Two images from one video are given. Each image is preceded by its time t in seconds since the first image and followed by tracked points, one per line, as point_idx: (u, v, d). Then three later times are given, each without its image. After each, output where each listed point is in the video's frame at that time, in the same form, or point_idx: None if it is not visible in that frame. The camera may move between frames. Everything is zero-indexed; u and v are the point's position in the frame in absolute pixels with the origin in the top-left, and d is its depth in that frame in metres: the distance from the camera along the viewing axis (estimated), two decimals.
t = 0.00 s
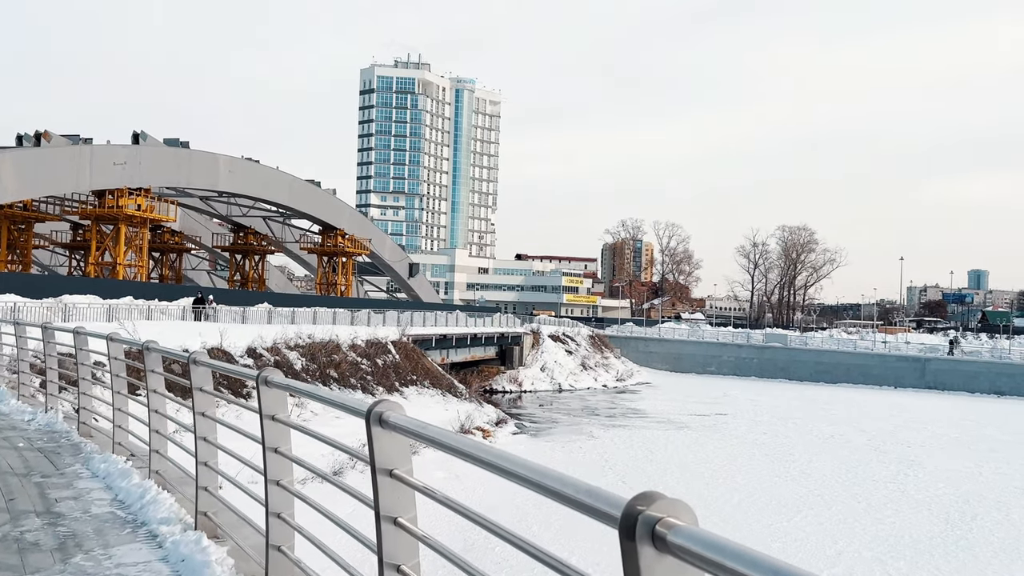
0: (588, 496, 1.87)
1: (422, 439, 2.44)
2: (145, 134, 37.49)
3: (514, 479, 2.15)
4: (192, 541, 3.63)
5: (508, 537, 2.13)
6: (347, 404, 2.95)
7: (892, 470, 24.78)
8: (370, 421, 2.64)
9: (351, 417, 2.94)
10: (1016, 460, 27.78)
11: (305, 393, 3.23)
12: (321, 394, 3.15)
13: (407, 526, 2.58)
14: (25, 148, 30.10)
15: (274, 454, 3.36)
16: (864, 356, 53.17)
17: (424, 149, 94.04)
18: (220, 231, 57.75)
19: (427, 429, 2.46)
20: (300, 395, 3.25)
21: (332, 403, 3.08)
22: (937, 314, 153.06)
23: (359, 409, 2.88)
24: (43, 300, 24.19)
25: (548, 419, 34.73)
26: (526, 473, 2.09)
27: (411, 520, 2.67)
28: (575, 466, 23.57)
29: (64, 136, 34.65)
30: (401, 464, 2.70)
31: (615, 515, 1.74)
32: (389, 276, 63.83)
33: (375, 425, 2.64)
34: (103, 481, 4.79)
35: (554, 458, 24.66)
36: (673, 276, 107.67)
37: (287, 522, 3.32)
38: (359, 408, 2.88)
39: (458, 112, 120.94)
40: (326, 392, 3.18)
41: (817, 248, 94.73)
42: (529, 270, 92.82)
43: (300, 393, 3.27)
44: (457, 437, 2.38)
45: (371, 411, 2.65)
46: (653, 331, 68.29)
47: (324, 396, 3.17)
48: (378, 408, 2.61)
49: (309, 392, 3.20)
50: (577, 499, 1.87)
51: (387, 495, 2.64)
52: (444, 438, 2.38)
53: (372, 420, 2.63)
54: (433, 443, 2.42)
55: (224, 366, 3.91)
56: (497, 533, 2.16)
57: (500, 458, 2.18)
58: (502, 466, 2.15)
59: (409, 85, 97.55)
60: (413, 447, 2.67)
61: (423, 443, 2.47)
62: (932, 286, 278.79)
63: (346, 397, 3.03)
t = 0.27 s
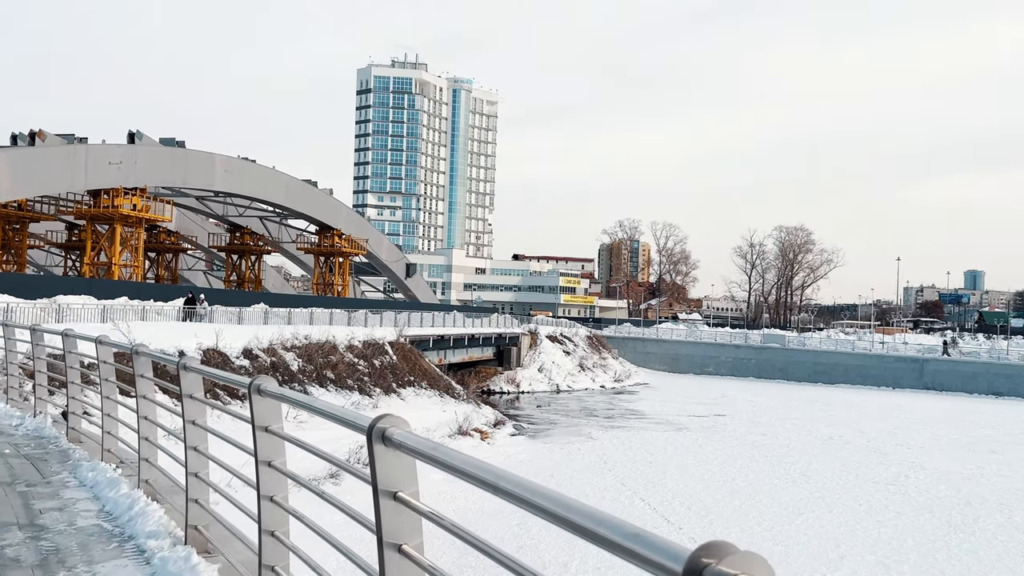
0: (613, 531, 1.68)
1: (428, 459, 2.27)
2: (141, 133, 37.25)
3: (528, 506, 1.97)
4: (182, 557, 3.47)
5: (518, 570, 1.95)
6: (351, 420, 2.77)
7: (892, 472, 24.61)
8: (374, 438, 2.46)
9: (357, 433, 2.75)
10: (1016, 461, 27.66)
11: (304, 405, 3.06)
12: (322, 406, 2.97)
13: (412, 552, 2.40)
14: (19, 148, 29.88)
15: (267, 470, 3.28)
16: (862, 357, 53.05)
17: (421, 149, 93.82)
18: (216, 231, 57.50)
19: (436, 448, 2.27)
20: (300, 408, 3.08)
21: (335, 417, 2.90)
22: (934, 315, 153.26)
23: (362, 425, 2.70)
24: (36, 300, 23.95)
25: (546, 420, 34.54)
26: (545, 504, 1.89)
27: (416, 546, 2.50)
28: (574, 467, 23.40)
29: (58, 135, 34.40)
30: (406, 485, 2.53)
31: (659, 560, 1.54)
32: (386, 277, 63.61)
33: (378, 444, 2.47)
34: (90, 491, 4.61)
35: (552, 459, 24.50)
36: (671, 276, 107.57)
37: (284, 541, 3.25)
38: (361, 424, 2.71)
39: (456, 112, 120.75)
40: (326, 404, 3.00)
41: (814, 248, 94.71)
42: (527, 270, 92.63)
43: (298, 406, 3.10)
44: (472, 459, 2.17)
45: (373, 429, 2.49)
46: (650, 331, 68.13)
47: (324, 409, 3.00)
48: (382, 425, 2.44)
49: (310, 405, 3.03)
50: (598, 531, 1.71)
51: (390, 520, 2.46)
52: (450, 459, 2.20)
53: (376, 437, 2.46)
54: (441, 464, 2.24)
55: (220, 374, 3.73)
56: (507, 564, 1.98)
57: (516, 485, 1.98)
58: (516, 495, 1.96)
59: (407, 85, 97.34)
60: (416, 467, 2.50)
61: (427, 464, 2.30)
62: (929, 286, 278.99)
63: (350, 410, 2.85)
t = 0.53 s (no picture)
0: (638, 553, 1.49)
1: (429, 470, 2.06)
2: (136, 132, 37.06)
3: (538, 525, 1.77)
4: (168, 569, 3.28)
5: None
6: (347, 426, 2.56)
7: (894, 472, 24.43)
8: (372, 447, 2.25)
9: (354, 440, 2.54)
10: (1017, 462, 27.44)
11: (298, 408, 2.86)
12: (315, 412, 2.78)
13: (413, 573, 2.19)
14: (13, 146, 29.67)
15: (256, 477, 3.14)
16: (860, 357, 52.92)
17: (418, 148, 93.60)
18: (212, 230, 57.26)
19: (434, 455, 2.07)
20: (292, 411, 2.89)
21: (331, 422, 2.71)
22: (931, 315, 153.50)
23: (359, 431, 2.50)
24: (30, 300, 23.75)
25: (544, 420, 34.37)
26: (553, 513, 1.69)
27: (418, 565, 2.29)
28: (572, 468, 23.25)
29: (53, 133, 34.19)
30: (410, 499, 2.35)
31: None
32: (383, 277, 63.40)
33: (374, 450, 2.26)
34: (74, 496, 4.41)
35: (550, 460, 24.34)
36: (668, 276, 107.42)
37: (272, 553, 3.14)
38: (358, 428, 2.50)
39: (453, 112, 120.64)
40: (322, 409, 2.79)
41: (811, 248, 94.61)
42: (524, 270, 92.47)
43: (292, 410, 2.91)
44: (482, 469, 1.95)
45: (373, 433, 2.28)
46: (648, 331, 67.95)
47: (318, 414, 2.80)
48: (382, 431, 2.24)
49: (306, 409, 2.84)
50: (628, 553, 1.50)
51: (389, 534, 2.25)
52: (455, 469, 1.98)
53: (375, 445, 2.25)
54: (447, 475, 2.01)
55: (209, 376, 3.53)
56: None
57: (521, 492, 1.79)
58: (523, 504, 1.76)
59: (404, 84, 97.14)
60: (417, 476, 2.31)
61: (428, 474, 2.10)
62: (926, 287, 279.06)
63: (345, 417, 2.65)
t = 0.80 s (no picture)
0: None
1: (451, 509, 1.78)
2: (132, 131, 36.81)
3: None
4: None
5: None
6: (354, 450, 2.32)
7: (895, 475, 24.26)
8: (382, 476, 1.94)
9: (362, 465, 2.30)
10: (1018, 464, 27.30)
11: (300, 426, 2.64)
12: (318, 430, 2.54)
13: None
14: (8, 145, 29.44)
15: (251, 497, 3.01)
16: (858, 358, 52.78)
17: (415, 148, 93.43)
18: (209, 230, 57.03)
19: (456, 487, 1.80)
20: (295, 429, 2.67)
21: (337, 444, 2.44)
22: (928, 315, 153.61)
23: (367, 454, 2.25)
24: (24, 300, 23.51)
25: (543, 422, 34.22)
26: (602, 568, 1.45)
27: None
28: (571, 470, 23.10)
29: (47, 133, 33.92)
30: (426, 537, 2.03)
31: None
32: (380, 277, 63.18)
33: (386, 482, 1.94)
34: (62, 509, 4.23)
35: (549, 462, 24.17)
36: (665, 277, 107.39)
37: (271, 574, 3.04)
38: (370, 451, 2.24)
39: (450, 112, 120.43)
40: (327, 427, 2.54)
41: (809, 248, 94.53)
42: (521, 270, 92.32)
43: (294, 428, 2.68)
44: (515, 513, 1.66)
45: (383, 460, 1.96)
46: (646, 331, 67.77)
47: (321, 433, 2.56)
48: (395, 460, 1.93)
49: (309, 426, 2.59)
50: None
51: None
52: (485, 512, 1.69)
53: (385, 476, 1.94)
54: (474, 518, 1.72)
55: (203, 386, 3.33)
56: None
57: (555, 540, 1.55)
58: (562, 556, 1.51)
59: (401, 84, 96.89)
60: (437, 512, 2.01)
61: (448, 513, 1.81)
62: (922, 287, 279.47)
63: (350, 437, 2.40)
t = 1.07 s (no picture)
0: None
1: (499, 527, 1.63)
2: (130, 130, 36.60)
3: None
4: None
5: None
6: (361, 451, 2.13)
7: (897, 475, 24.12)
8: (414, 490, 1.82)
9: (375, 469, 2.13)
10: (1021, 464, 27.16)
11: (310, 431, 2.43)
12: (325, 434, 2.35)
13: None
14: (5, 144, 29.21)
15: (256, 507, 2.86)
16: (858, 358, 52.64)
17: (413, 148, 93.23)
18: (207, 230, 56.79)
19: (511, 507, 1.65)
20: (302, 434, 2.49)
21: (345, 447, 2.23)
22: (926, 315, 153.60)
23: (378, 457, 2.06)
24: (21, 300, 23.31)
25: (542, 422, 34.04)
26: None
27: None
28: (572, 471, 22.96)
29: (45, 132, 33.71)
30: (463, 561, 1.92)
31: None
32: (379, 277, 62.99)
33: (419, 494, 1.82)
34: (56, 515, 4.06)
35: (551, 463, 24.01)
36: (663, 277, 107.28)
37: None
38: (390, 454, 2.02)
39: (449, 112, 120.26)
40: (339, 429, 2.33)
41: (807, 249, 94.46)
42: (520, 270, 92.19)
43: (305, 432, 2.49)
44: (563, 528, 1.53)
45: (414, 469, 1.84)
46: (645, 331, 67.62)
47: (328, 436, 2.36)
48: (429, 470, 1.80)
49: (318, 432, 2.38)
50: None
51: None
52: (529, 525, 1.56)
53: (418, 490, 1.81)
54: (517, 535, 1.59)
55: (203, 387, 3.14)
56: None
57: (594, 556, 1.42)
58: (586, 562, 1.42)
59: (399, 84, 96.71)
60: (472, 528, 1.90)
61: (501, 532, 1.65)
62: (920, 287, 279.10)
63: (363, 439, 2.19)
